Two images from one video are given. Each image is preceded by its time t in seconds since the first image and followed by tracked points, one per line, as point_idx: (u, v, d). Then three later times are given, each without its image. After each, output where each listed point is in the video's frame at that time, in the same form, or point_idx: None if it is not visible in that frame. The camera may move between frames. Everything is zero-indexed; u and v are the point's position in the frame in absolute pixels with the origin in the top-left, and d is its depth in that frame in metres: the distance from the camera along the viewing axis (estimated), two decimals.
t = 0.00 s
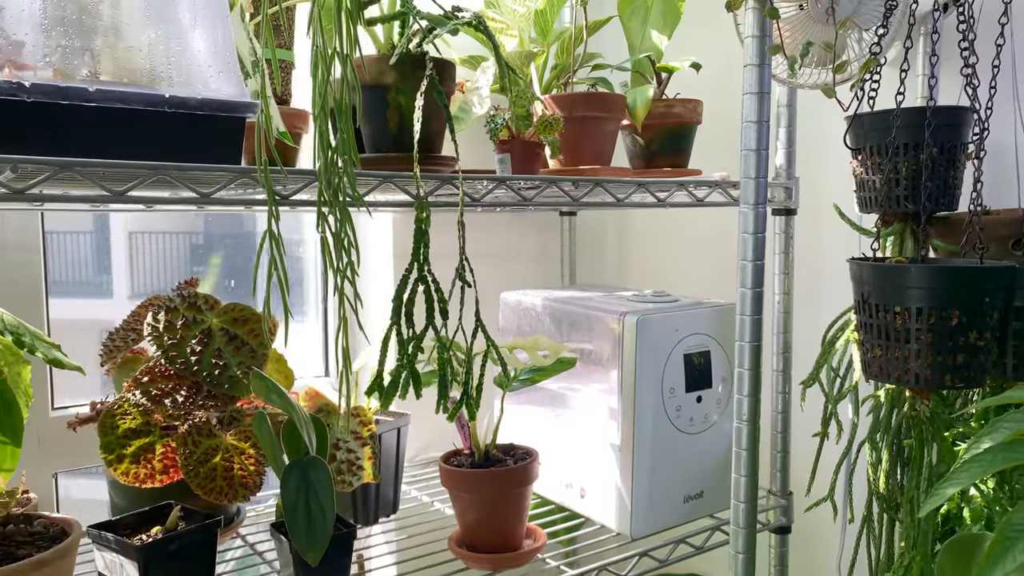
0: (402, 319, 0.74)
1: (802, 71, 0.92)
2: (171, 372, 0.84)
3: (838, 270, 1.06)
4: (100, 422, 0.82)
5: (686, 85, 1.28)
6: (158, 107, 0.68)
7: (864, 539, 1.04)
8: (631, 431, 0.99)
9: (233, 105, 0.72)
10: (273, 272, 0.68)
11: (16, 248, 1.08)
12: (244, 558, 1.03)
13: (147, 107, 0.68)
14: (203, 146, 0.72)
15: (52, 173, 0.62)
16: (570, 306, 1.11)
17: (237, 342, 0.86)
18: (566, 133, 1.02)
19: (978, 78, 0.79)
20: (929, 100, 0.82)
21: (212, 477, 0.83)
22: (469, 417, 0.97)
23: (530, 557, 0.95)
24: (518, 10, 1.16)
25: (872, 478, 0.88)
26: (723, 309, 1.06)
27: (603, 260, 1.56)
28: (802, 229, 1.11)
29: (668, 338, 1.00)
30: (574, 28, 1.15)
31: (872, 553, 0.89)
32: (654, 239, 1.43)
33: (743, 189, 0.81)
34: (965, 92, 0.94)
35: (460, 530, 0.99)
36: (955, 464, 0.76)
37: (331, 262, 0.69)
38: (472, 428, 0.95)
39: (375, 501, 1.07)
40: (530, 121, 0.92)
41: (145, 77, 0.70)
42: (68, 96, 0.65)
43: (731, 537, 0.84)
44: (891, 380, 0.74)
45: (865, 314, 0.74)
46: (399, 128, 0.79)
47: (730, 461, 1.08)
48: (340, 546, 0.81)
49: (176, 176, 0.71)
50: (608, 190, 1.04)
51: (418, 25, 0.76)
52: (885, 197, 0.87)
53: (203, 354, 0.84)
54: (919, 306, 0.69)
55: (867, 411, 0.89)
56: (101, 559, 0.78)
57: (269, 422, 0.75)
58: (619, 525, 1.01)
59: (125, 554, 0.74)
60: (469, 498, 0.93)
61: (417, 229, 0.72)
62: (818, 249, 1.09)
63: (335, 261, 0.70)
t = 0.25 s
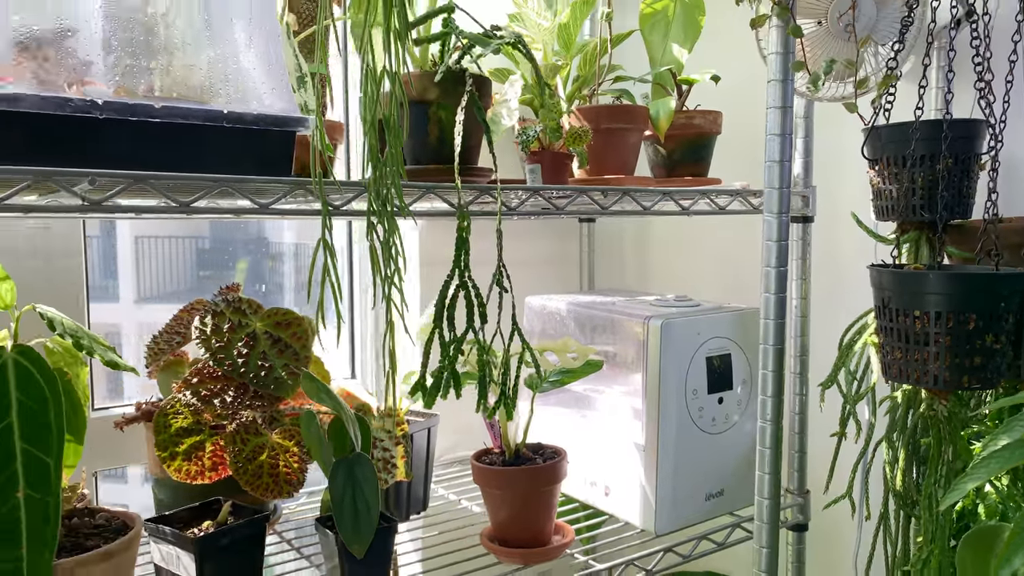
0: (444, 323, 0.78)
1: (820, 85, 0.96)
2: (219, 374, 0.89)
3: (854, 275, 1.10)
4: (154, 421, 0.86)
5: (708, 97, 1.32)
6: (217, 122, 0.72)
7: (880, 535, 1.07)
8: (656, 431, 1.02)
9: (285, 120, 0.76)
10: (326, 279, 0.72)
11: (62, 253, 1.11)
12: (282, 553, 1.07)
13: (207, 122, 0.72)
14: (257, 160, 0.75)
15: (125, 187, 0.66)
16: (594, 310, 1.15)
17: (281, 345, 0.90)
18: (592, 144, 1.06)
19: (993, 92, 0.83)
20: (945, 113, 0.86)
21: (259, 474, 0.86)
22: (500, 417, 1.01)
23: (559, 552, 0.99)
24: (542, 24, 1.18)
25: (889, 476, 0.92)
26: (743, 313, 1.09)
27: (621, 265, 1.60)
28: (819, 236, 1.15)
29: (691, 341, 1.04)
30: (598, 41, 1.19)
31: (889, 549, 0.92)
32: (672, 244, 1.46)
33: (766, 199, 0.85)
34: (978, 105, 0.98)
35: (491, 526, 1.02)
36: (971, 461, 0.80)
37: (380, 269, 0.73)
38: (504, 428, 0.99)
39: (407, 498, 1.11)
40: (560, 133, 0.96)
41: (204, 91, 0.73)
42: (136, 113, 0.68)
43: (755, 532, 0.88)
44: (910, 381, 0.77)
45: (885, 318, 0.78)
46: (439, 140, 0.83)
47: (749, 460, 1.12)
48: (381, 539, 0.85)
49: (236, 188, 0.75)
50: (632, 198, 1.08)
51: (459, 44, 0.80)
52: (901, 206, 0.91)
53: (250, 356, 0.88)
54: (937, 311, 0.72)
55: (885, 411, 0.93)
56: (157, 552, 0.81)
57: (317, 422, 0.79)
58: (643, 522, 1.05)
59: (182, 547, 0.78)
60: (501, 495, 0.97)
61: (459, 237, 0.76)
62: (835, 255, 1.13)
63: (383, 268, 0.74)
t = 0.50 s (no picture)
0: (481, 324, 0.82)
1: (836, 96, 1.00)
2: (262, 372, 0.91)
3: (867, 279, 1.14)
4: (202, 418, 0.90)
5: (725, 106, 1.36)
6: (271, 133, 0.76)
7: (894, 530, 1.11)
8: (677, 429, 1.06)
9: (333, 131, 0.79)
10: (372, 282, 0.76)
11: (99, 258, 1.16)
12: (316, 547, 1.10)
13: (261, 133, 0.75)
14: (306, 169, 0.79)
15: (187, 196, 0.71)
16: (615, 312, 1.19)
17: (320, 345, 0.94)
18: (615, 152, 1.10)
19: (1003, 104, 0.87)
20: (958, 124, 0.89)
21: (301, 468, 0.91)
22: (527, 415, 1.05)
23: (585, 545, 1.03)
24: (564, 35, 1.22)
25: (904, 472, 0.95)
26: (760, 315, 1.13)
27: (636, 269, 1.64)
28: (833, 241, 1.19)
29: (711, 342, 1.08)
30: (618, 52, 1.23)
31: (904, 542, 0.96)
32: (687, 249, 1.50)
33: (786, 205, 0.89)
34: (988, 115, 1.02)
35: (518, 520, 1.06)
36: (984, 456, 0.83)
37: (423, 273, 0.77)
38: (531, 426, 1.03)
39: (435, 494, 1.15)
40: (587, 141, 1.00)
41: (261, 101, 0.76)
42: (196, 125, 0.72)
43: (775, 525, 0.92)
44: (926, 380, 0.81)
45: (902, 319, 0.81)
46: (475, 149, 0.88)
47: (766, 457, 1.15)
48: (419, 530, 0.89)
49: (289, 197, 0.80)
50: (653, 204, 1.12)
51: (496, 59, 0.84)
52: (915, 212, 0.94)
53: (291, 355, 0.92)
54: (952, 312, 0.76)
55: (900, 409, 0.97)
56: (205, 542, 0.85)
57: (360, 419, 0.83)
58: (665, 516, 1.09)
59: (231, 537, 0.81)
60: (529, 489, 1.01)
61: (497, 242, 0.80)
62: (849, 259, 1.17)
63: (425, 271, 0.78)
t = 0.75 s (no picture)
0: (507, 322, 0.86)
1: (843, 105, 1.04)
2: (294, 369, 0.96)
3: (873, 281, 1.18)
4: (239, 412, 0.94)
5: (735, 113, 1.40)
6: (308, 142, 0.79)
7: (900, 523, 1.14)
8: (690, 424, 1.10)
9: (367, 140, 0.83)
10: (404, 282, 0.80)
11: (129, 260, 1.19)
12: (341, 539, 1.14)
13: (300, 142, 0.79)
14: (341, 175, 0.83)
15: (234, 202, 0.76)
16: (629, 313, 1.23)
17: (349, 343, 0.98)
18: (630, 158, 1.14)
19: (1005, 112, 0.91)
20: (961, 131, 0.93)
21: (333, 460, 0.95)
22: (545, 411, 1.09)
23: (602, 536, 1.06)
24: (578, 45, 1.27)
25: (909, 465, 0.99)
26: (770, 315, 1.17)
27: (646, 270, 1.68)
28: (840, 243, 1.23)
29: (723, 341, 1.12)
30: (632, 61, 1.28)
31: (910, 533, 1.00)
32: (697, 251, 1.54)
33: (797, 210, 0.93)
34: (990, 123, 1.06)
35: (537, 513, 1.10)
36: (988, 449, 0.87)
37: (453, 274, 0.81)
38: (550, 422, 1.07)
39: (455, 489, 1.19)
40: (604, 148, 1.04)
41: (299, 112, 0.80)
42: (242, 134, 0.76)
43: (786, 516, 0.96)
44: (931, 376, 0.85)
45: (908, 318, 0.85)
46: (499, 156, 0.92)
47: (776, 453, 1.19)
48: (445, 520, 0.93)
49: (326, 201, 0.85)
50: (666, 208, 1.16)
51: (520, 70, 0.88)
52: (921, 216, 0.98)
53: (322, 352, 0.96)
54: (956, 311, 0.80)
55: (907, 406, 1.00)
56: (243, 530, 0.89)
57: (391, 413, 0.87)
58: (678, 509, 1.12)
59: (268, 525, 0.85)
60: (548, 482, 1.05)
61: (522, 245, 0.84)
62: (855, 261, 1.20)
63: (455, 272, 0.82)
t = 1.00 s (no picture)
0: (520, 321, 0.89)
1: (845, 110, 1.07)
2: (313, 367, 0.99)
3: (873, 281, 1.21)
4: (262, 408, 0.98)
5: (739, 118, 1.43)
6: (330, 148, 0.83)
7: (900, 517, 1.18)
8: (696, 421, 1.13)
9: (385, 145, 0.86)
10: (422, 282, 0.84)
11: (148, 261, 1.23)
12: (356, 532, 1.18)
13: (322, 147, 0.82)
14: (361, 179, 0.87)
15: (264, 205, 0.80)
16: (636, 313, 1.26)
17: (366, 341, 1.00)
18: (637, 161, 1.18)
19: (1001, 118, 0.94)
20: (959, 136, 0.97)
21: (351, 454, 0.98)
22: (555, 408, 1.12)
23: (610, 529, 1.10)
24: (586, 52, 1.32)
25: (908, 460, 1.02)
26: (773, 315, 1.20)
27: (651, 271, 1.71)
28: (842, 244, 1.26)
29: (728, 340, 1.15)
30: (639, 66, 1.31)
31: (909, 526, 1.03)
32: (701, 252, 1.57)
33: (800, 212, 0.96)
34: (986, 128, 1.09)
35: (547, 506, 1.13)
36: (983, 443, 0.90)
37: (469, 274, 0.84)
38: (560, 418, 1.10)
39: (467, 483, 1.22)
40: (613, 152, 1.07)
41: (321, 119, 0.83)
42: (268, 140, 0.79)
43: (789, 508, 0.99)
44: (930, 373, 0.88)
45: (906, 317, 0.88)
46: (512, 161, 0.95)
47: (779, 448, 1.22)
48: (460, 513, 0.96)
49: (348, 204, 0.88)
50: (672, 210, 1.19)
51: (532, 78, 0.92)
52: (919, 218, 1.01)
53: (340, 350, 0.99)
54: (953, 310, 0.83)
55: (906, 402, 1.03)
56: (266, 521, 0.93)
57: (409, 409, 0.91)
58: (684, 503, 1.16)
59: (291, 516, 0.89)
60: (558, 476, 1.08)
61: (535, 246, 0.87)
62: (856, 261, 1.24)
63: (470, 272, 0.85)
